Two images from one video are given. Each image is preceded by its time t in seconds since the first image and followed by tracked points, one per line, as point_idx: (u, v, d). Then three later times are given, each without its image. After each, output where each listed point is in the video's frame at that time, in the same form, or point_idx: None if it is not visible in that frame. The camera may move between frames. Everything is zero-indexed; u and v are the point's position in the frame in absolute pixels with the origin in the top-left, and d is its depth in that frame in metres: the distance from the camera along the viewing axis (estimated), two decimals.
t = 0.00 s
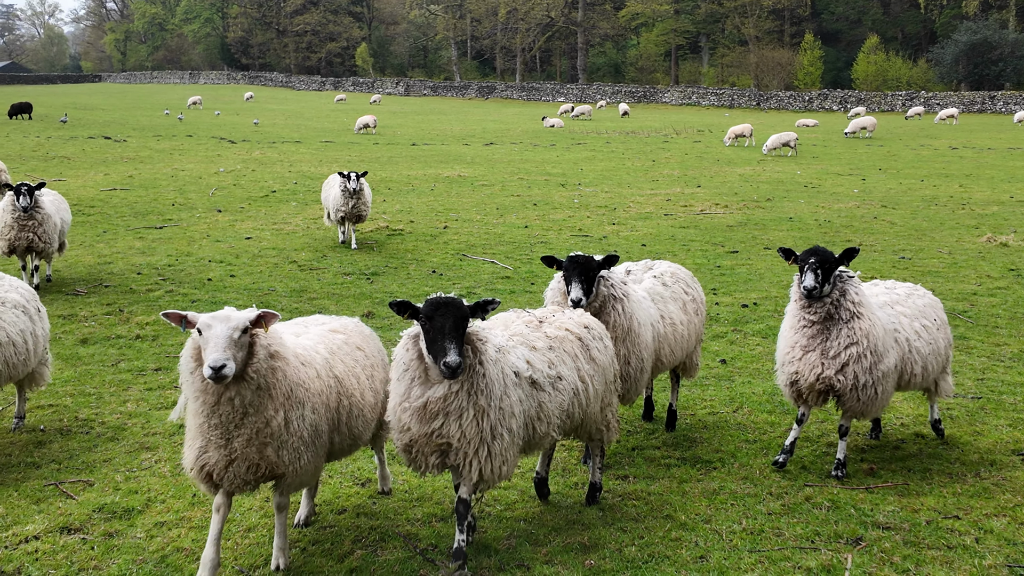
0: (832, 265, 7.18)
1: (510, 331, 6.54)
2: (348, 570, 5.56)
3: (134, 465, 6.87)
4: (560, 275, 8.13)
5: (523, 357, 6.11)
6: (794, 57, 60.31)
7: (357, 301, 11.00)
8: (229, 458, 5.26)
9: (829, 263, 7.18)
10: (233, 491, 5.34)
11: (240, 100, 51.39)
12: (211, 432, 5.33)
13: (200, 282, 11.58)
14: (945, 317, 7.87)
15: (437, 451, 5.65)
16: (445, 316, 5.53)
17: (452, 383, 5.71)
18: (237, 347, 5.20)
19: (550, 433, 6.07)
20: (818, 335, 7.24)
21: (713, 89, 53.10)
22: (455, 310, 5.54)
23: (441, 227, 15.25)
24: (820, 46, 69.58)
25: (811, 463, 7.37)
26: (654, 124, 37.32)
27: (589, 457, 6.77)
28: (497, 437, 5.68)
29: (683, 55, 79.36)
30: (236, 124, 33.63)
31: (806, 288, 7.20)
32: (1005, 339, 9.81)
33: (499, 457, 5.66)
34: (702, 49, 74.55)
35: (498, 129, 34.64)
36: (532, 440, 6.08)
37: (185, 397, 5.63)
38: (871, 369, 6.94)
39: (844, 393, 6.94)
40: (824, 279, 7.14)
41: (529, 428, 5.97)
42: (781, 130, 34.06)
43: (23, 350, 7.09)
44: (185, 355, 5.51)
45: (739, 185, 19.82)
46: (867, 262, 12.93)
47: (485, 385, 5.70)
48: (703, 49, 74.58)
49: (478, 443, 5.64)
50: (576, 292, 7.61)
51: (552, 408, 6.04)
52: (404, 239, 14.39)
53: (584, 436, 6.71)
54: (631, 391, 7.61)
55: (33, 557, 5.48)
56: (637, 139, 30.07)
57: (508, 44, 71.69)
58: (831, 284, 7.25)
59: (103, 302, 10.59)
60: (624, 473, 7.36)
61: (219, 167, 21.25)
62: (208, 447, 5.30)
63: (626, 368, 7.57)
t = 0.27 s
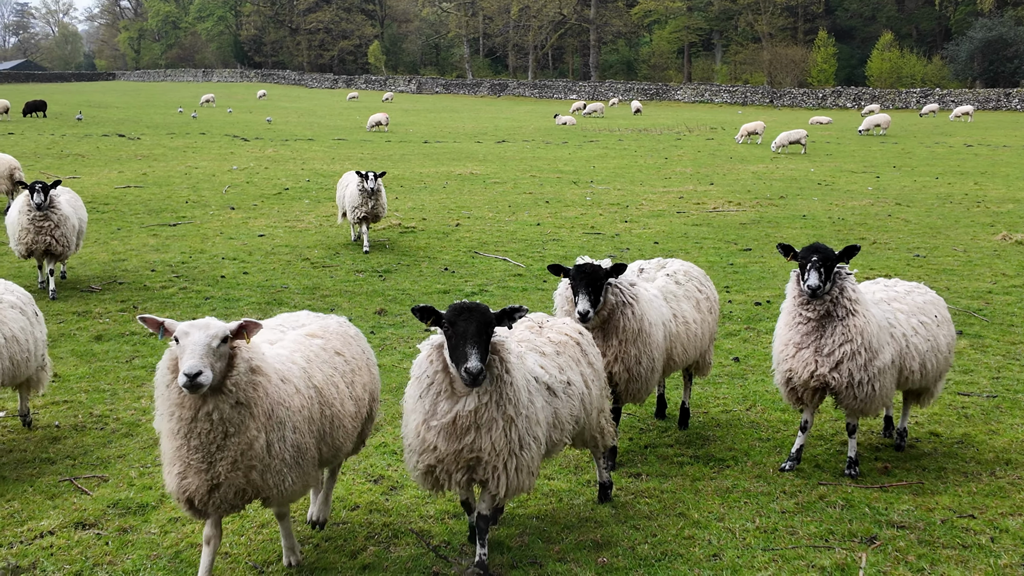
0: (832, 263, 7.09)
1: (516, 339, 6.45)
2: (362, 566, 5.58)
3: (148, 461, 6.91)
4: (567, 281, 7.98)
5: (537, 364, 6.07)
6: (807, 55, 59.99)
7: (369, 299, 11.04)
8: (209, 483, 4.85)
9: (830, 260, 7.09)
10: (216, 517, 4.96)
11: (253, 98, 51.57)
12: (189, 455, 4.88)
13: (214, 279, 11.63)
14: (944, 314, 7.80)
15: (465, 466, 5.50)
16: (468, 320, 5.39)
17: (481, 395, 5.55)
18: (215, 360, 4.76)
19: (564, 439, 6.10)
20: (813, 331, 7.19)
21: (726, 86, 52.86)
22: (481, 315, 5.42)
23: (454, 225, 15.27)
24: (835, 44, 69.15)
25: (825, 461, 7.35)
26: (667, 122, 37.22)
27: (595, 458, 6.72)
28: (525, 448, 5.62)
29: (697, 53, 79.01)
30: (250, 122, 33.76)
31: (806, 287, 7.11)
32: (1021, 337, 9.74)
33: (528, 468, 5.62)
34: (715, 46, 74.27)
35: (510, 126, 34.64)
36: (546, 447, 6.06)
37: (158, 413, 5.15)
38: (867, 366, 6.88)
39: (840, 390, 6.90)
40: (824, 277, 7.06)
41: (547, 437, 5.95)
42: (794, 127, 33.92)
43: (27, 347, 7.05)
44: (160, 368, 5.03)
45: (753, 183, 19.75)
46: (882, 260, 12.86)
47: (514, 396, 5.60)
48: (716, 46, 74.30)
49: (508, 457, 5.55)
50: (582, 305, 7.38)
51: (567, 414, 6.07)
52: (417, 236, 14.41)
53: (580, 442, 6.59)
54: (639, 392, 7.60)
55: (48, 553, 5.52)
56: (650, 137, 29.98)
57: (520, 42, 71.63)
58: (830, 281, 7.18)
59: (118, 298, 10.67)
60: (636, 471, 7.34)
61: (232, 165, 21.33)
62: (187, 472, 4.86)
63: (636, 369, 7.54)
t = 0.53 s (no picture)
0: (845, 261, 7.02)
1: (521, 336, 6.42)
2: (376, 562, 5.61)
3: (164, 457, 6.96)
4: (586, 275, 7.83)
5: (548, 362, 6.10)
6: (822, 52, 59.61)
7: (383, 296, 11.09)
8: (182, 487, 4.58)
9: (843, 258, 7.01)
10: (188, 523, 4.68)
11: (267, 95, 51.75)
12: (163, 456, 4.63)
13: (228, 276, 11.69)
14: (955, 315, 7.71)
15: (486, 464, 5.39)
16: (474, 297, 5.34)
17: (498, 384, 5.44)
18: (201, 359, 4.49)
19: (573, 437, 6.10)
20: (820, 328, 7.15)
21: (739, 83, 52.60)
22: (488, 293, 5.34)
23: (467, 222, 15.29)
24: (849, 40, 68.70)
25: (840, 460, 7.33)
26: (680, 119, 37.10)
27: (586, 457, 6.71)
28: (541, 445, 5.57)
29: (710, 50, 78.59)
30: (264, 119, 33.89)
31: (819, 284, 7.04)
32: None
33: (544, 465, 5.56)
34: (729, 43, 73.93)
35: (522, 124, 34.62)
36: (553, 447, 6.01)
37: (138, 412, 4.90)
38: (874, 364, 6.84)
39: (845, 388, 6.88)
40: (837, 274, 6.98)
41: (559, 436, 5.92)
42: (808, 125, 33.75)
43: (34, 346, 6.96)
44: (141, 365, 4.79)
45: (766, 180, 19.68)
46: (897, 258, 12.78)
47: (529, 389, 5.53)
48: (729, 43, 73.95)
49: (525, 452, 5.47)
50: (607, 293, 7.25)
51: (576, 413, 6.09)
52: (430, 234, 14.43)
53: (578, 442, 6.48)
54: (650, 391, 7.60)
55: (64, 547, 5.57)
56: (663, 135, 29.87)
57: (532, 39, 71.53)
58: (841, 279, 7.11)
59: (133, 295, 10.74)
60: (650, 468, 7.34)
61: (246, 162, 21.41)
62: (161, 473, 4.62)
63: (648, 368, 7.52)
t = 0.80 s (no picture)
0: (858, 259, 6.97)
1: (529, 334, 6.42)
2: (388, 559, 5.64)
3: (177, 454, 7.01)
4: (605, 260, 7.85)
5: (556, 361, 6.10)
6: (834, 49, 59.30)
7: (395, 294, 11.13)
8: (174, 507, 4.41)
9: (856, 257, 6.97)
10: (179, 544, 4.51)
11: (278, 94, 51.91)
12: (156, 473, 4.45)
13: (240, 273, 11.73)
14: (969, 314, 7.66)
15: (493, 463, 5.38)
16: (480, 293, 5.34)
17: (505, 383, 5.41)
18: (210, 367, 4.35)
19: (581, 437, 6.08)
20: (833, 326, 7.12)
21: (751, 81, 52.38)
22: (494, 289, 5.32)
23: (478, 220, 15.29)
24: (862, 38, 68.29)
25: (852, 459, 7.33)
26: (691, 117, 36.98)
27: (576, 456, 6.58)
28: (549, 445, 5.53)
29: (722, 48, 78.25)
30: (277, 118, 34.00)
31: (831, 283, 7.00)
32: None
33: (552, 466, 5.52)
34: (741, 41, 73.68)
35: (534, 122, 34.59)
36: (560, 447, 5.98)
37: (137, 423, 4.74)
38: (886, 363, 6.82)
39: (857, 386, 6.85)
40: (850, 272, 6.94)
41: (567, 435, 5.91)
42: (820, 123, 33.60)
43: (41, 354, 6.99)
44: (142, 373, 4.61)
45: (779, 178, 19.59)
46: (911, 256, 12.71)
47: (537, 389, 5.48)
48: (742, 41, 73.70)
49: (532, 451, 5.45)
50: (629, 272, 7.27)
51: (584, 413, 6.08)
52: (441, 232, 14.44)
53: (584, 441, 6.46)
54: (661, 387, 7.59)
55: (78, 543, 5.61)
56: (675, 133, 29.80)
57: (544, 37, 71.43)
58: (854, 277, 7.07)
59: (146, 292, 10.80)
60: (661, 467, 7.34)
61: (258, 160, 21.48)
62: (154, 491, 4.45)
63: (659, 364, 7.51)
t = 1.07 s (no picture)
0: (873, 255, 6.95)
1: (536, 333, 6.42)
2: (398, 557, 5.66)
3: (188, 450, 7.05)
4: (617, 257, 7.88)
5: (563, 359, 6.10)
6: (847, 47, 58.92)
7: (405, 292, 11.16)
8: (190, 519, 4.30)
9: (870, 253, 6.95)
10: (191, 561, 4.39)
11: (290, 92, 52.07)
12: (172, 483, 4.36)
13: (251, 271, 11.79)
14: (984, 312, 7.62)
15: (501, 461, 5.36)
16: (487, 290, 5.32)
17: (514, 380, 5.41)
18: (224, 363, 4.34)
19: (590, 436, 6.08)
20: (846, 324, 7.09)
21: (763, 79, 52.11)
22: (501, 286, 5.33)
23: (488, 218, 15.30)
24: (874, 35, 67.82)
25: (863, 458, 7.31)
26: (702, 115, 36.86)
27: (587, 455, 6.60)
28: (558, 442, 5.53)
29: (734, 45, 77.92)
30: (289, 116, 34.10)
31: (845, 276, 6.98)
32: None
33: (561, 463, 5.52)
34: (753, 38, 73.31)
35: (545, 120, 34.54)
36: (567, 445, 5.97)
37: (144, 430, 4.62)
38: (900, 361, 6.79)
39: (870, 385, 6.83)
40: (864, 269, 6.91)
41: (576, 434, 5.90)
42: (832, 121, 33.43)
43: (53, 350, 7.03)
44: (154, 375, 4.54)
45: (791, 176, 19.51)
46: (923, 255, 12.64)
47: (545, 384, 5.49)
48: (754, 38, 73.32)
49: (541, 448, 5.44)
50: (641, 267, 7.29)
51: (592, 411, 6.07)
52: (452, 229, 14.46)
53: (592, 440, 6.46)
54: (671, 385, 7.57)
55: (91, 540, 5.65)
56: (686, 131, 29.72)
57: (555, 35, 71.27)
58: (868, 273, 7.04)
59: (158, 290, 10.87)
60: (671, 465, 7.33)
61: (269, 158, 21.55)
62: (168, 505, 4.34)
63: (670, 362, 7.49)
